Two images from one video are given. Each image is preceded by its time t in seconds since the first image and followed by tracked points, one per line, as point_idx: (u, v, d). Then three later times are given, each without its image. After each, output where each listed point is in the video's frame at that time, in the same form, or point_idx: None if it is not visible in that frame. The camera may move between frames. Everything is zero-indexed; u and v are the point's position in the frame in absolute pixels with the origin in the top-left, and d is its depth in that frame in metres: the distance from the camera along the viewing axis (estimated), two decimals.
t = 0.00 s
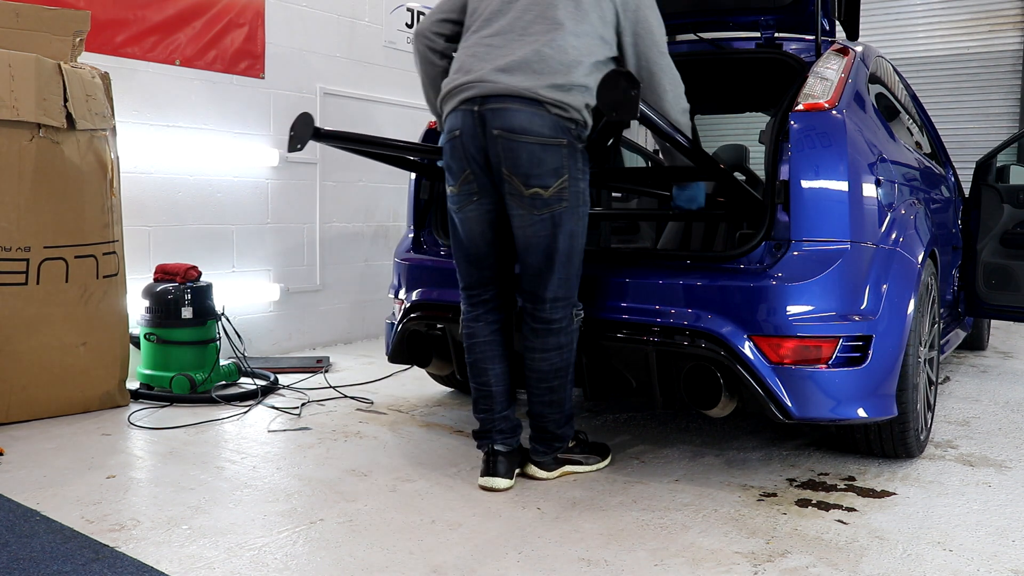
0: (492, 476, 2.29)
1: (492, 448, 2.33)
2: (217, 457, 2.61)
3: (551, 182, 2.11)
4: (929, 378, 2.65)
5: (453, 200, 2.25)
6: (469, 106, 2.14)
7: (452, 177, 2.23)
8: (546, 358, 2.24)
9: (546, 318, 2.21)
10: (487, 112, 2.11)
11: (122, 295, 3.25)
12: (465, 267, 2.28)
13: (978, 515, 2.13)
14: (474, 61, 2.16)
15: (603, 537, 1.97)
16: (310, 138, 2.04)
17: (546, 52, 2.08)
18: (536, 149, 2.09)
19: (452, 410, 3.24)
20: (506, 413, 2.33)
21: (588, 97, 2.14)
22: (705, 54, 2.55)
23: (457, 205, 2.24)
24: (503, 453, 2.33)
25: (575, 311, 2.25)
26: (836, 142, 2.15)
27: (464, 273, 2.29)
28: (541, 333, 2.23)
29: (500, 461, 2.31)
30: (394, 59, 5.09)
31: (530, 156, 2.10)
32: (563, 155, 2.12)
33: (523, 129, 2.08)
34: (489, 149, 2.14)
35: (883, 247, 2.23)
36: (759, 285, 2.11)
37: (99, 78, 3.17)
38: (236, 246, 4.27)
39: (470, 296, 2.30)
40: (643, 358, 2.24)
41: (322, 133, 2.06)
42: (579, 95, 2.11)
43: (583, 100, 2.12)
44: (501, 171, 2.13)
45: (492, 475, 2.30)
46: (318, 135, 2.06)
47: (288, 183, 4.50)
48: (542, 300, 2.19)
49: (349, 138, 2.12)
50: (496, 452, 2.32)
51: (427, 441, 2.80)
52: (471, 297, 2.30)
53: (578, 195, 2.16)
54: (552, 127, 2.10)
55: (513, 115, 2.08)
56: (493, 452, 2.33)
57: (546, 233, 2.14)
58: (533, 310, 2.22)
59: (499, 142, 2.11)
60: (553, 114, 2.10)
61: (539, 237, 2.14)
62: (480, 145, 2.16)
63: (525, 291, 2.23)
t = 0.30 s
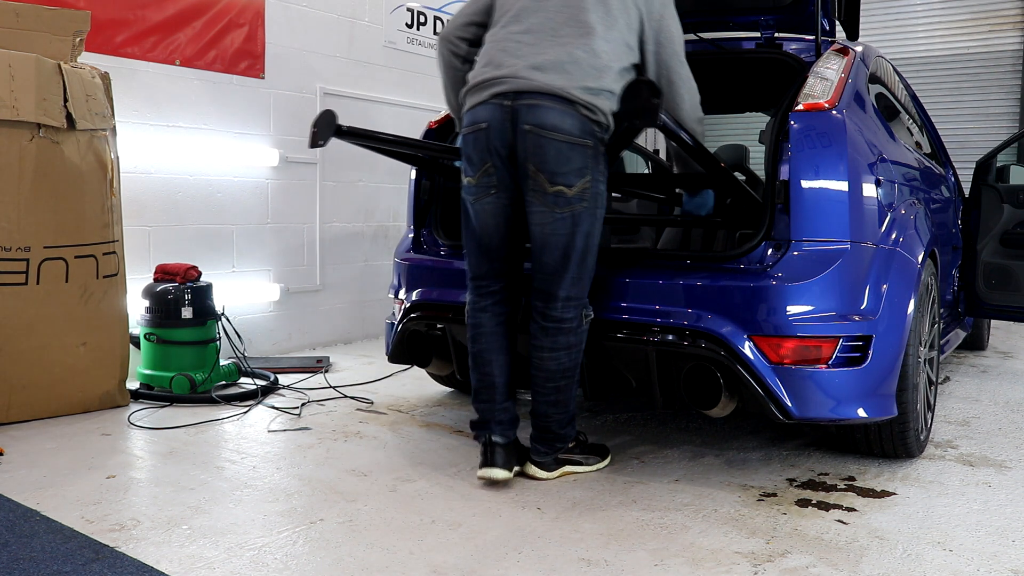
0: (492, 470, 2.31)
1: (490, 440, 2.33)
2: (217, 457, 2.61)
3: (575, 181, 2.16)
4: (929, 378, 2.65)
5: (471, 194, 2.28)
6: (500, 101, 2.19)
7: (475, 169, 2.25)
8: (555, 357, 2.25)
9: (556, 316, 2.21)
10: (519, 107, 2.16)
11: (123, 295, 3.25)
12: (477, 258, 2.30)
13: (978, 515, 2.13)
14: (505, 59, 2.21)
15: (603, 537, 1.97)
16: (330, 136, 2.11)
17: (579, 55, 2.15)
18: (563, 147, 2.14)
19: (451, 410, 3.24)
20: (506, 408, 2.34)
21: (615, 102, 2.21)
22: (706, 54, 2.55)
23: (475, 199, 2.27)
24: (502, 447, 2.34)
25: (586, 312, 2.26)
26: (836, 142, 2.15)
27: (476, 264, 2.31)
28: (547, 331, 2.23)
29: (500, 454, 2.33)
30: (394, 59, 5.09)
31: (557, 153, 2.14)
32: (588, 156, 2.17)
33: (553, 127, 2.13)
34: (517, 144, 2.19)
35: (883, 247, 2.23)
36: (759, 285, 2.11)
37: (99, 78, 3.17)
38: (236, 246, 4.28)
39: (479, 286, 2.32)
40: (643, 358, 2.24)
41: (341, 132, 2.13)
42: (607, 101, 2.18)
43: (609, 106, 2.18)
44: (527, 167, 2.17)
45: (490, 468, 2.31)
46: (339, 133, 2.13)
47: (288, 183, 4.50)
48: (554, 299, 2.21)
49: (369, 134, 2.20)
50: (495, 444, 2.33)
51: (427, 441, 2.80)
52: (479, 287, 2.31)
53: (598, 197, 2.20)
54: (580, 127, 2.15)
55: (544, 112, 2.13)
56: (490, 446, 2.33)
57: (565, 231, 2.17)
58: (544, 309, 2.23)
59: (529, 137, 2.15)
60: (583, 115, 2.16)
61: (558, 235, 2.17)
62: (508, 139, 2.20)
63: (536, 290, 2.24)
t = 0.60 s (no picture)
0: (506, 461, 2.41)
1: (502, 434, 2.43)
2: (217, 457, 2.61)
3: (580, 181, 2.17)
4: (929, 379, 2.65)
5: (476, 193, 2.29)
6: (509, 100, 2.19)
7: (482, 167, 2.26)
8: (556, 356, 2.25)
9: (557, 315, 2.21)
10: (527, 105, 2.16)
11: (123, 295, 3.24)
12: (483, 259, 2.30)
13: (978, 515, 2.13)
14: (514, 59, 2.21)
15: (603, 537, 1.97)
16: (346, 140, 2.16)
17: (588, 56, 2.16)
18: (569, 146, 2.15)
19: (451, 410, 3.24)
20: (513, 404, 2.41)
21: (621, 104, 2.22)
22: (706, 54, 2.56)
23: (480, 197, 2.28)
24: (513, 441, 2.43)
25: (586, 311, 2.25)
26: (836, 142, 2.15)
27: (481, 265, 2.31)
28: (549, 329, 2.23)
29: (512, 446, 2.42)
30: (394, 59, 5.08)
31: (564, 153, 2.15)
32: (592, 156, 2.18)
33: (561, 126, 2.14)
34: (524, 142, 2.19)
35: (883, 247, 2.23)
36: (759, 285, 2.11)
37: (99, 78, 3.17)
38: (236, 247, 4.28)
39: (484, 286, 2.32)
40: (643, 358, 2.24)
41: (357, 136, 2.19)
42: (613, 103, 2.20)
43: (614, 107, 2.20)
44: (533, 166, 2.18)
45: (503, 458, 2.42)
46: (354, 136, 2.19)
47: (288, 184, 4.50)
48: (557, 298, 2.21)
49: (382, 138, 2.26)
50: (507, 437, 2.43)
51: (427, 441, 2.80)
52: (486, 289, 2.33)
53: (601, 197, 2.22)
54: (586, 128, 2.16)
55: (552, 111, 2.14)
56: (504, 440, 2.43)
57: (568, 230, 2.18)
58: (545, 309, 2.23)
59: (536, 136, 2.16)
60: (589, 116, 2.17)
61: (562, 234, 2.18)
62: (515, 137, 2.20)
63: (538, 289, 2.24)
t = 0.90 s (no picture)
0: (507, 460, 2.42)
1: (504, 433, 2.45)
2: (217, 457, 2.61)
3: (572, 175, 2.17)
4: (929, 378, 2.65)
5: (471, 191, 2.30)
6: (501, 97, 2.21)
7: (476, 167, 2.28)
8: (555, 352, 2.25)
9: (556, 314, 2.21)
10: (517, 101, 2.18)
11: (122, 295, 3.24)
12: (478, 260, 2.30)
13: (978, 515, 2.13)
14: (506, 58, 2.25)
15: (603, 537, 1.97)
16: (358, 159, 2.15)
17: (577, 52, 2.18)
18: (560, 139, 2.16)
19: (451, 410, 3.24)
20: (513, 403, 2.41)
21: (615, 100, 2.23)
22: (705, 55, 2.55)
23: (475, 196, 2.29)
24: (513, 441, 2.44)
25: (587, 310, 2.26)
26: (836, 142, 2.15)
27: (476, 268, 2.31)
28: (549, 327, 2.23)
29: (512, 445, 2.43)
30: (394, 59, 5.09)
31: (554, 147, 2.16)
32: (585, 150, 2.18)
33: (550, 120, 2.15)
34: (516, 138, 2.21)
35: (883, 247, 2.23)
36: (759, 285, 2.11)
37: (99, 78, 3.17)
38: (236, 247, 4.28)
39: (479, 291, 2.31)
40: (643, 358, 2.24)
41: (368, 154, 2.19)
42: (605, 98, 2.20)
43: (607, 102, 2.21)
44: (525, 162, 2.19)
45: (503, 458, 2.43)
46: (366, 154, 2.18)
47: (288, 184, 4.50)
48: (556, 297, 2.20)
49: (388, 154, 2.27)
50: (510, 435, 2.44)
51: (427, 441, 2.80)
52: (481, 292, 2.31)
53: (595, 192, 2.21)
54: (577, 122, 2.17)
55: (541, 106, 2.16)
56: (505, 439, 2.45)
57: (561, 224, 2.18)
58: (544, 304, 2.23)
59: (526, 131, 2.17)
60: (580, 111, 2.17)
61: (555, 228, 2.18)
62: (507, 134, 2.22)
63: (535, 288, 2.24)
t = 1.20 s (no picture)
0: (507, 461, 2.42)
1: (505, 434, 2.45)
2: (216, 457, 2.61)
3: (569, 174, 2.17)
4: (929, 378, 2.65)
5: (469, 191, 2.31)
6: (499, 97, 2.22)
7: (474, 167, 2.28)
8: (555, 352, 2.25)
9: (556, 313, 2.21)
10: (515, 99, 2.19)
11: (122, 295, 3.24)
12: (476, 261, 2.29)
13: (978, 515, 2.13)
14: (505, 58, 2.25)
15: (602, 537, 1.97)
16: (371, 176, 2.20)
17: (575, 51, 2.18)
18: (557, 138, 2.16)
19: (451, 409, 3.24)
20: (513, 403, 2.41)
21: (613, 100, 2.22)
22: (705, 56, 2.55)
23: (473, 195, 2.29)
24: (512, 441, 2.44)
25: (587, 309, 2.26)
26: (836, 142, 2.15)
27: (475, 268, 2.30)
28: (548, 327, 2.23)
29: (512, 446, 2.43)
30: (394, 59, 5.09)
31: (551, 145, 2.16)
32: (582, 149, 2.18)
33: (547, 119, 2.15)
34: (513, 136, 2.21)
35: (883, 247, 2.23)
36: (759, 285, 2.11)
37: (99, 78, 3.17)
38: (236, 247, 4.28)
39: (478, 290, 2.31)
40: (643, 358, 2.24)
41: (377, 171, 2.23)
42: (603, 97, 2.20)
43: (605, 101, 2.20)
44: (523, 160, 2.19)
45: (504, 458, 2.43)
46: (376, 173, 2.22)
47: (288, 184, 4.49)
48: (555, 297, 2.20)
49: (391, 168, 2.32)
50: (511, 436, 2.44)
51: (426, 441, 2.80)
52: (480, 292, 2.31)
53: (592, 190, 2.21)
54: (574, 121, 2.17)
55: (539, 104, 2.16)
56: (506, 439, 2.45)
57: (558, 223, 2.18)
58: (543, 304, 2.23)
59: (524, 130, 2.17)
60: (578, 110, 2.17)
61: (552, 227, 2.18)
62: (504, 133, 2.22)
63: (535, 288, 2.24)
